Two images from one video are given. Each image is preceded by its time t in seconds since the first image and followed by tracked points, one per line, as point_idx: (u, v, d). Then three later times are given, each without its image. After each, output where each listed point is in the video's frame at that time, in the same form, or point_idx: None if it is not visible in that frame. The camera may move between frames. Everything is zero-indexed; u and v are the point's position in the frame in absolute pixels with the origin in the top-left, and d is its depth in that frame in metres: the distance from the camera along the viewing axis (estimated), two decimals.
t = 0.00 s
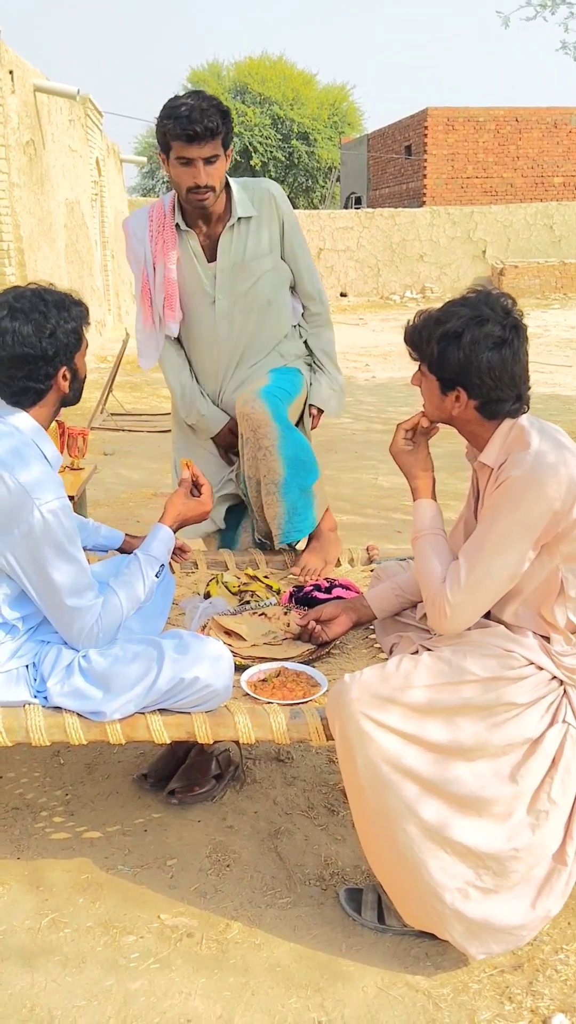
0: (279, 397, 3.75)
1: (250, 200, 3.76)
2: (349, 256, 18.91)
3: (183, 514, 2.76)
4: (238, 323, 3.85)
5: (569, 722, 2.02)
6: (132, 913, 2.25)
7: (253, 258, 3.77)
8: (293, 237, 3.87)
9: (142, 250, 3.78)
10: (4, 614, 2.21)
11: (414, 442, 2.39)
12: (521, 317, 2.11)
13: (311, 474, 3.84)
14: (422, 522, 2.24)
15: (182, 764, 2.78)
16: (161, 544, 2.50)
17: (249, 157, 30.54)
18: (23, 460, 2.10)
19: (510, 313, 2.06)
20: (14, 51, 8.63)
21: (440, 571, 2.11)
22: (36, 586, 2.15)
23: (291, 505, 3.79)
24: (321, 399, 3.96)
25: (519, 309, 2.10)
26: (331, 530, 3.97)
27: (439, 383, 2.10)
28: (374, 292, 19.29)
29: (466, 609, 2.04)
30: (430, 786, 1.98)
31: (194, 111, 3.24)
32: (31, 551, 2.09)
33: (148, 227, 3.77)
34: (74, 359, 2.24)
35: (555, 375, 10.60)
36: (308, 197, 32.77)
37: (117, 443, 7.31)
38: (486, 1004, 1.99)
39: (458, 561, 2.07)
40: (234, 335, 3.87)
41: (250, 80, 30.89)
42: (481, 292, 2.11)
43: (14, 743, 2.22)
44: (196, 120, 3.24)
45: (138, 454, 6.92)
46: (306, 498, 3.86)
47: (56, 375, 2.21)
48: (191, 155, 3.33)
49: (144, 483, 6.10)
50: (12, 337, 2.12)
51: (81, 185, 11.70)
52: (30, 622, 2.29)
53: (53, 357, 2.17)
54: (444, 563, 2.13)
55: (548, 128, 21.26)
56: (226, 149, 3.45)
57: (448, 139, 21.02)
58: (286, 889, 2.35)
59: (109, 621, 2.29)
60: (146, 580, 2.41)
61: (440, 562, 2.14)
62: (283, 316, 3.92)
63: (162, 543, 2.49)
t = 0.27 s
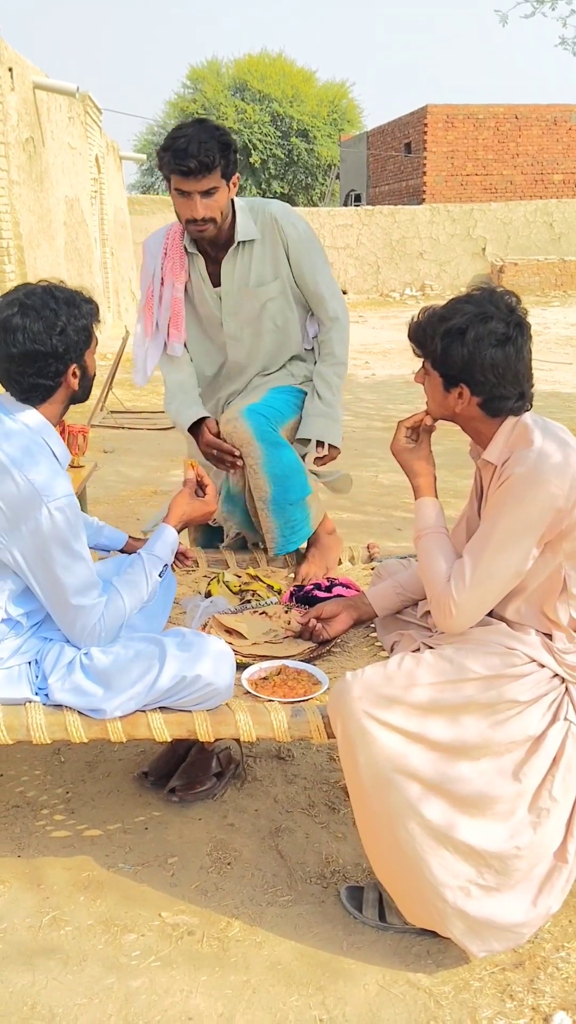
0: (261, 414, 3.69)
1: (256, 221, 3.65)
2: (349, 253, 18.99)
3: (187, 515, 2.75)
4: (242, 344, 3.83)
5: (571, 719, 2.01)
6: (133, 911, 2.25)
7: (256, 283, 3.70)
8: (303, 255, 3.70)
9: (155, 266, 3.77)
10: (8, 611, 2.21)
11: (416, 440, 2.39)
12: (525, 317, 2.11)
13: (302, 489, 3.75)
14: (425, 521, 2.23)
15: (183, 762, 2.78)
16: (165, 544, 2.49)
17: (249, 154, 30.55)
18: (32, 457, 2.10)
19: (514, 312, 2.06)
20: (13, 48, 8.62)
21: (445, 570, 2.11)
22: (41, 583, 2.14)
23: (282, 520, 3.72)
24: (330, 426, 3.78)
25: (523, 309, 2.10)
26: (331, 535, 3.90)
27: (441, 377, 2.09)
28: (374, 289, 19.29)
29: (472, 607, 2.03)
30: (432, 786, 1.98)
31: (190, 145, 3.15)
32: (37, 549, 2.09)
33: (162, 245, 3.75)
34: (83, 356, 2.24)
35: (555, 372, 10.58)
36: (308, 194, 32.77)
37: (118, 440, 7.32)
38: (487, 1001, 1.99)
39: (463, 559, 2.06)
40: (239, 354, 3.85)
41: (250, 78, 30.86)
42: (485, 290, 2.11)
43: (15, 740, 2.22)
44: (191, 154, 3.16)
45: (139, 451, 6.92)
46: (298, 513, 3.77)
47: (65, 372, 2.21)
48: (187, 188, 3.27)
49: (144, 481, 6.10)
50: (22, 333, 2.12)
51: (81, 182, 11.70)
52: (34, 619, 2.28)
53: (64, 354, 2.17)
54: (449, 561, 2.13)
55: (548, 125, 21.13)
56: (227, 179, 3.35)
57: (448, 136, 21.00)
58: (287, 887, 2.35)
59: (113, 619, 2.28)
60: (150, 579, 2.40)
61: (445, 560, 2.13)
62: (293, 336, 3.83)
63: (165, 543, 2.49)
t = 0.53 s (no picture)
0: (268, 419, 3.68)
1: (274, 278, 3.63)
2: (348, 250, 19.02)
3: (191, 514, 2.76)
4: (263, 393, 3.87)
5: (569, 716, 2.01)
6: (132, 909, 2.25)
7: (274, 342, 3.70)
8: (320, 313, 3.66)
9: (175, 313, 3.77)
10: (9, 609, 2.21)
11: (420, 441, 2.39)
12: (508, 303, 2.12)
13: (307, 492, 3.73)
14: (425, 522, 2.23)
15: (182, 759, 2.78)
16: (165, 544, 2.50)
17: (248, 151, 30.53)
18: (37, 456, 2.10)
19: (497, 300, 2.07)
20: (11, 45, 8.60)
21: (448, 569, 2.10)
22: (43, 581, 2.14)
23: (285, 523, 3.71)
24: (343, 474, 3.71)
25: (505, 296, 2.12)
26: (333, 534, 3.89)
27: (442, 380, 2.08)
28: (374, 286, 19.27)
29: (476, 606, 2.02)
30: (430, 782, 1.98)
31: (211, 217, 3.11)
32: (41, 547, 2.09)
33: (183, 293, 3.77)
34: (90, 355, 2.24)
35: (554, 368, 10.55)
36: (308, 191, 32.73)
37: (117, 438, 7.32)
38: (486, 997, 1.99)
39: (466, 558, 2.05)
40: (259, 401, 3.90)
41: (249, 74, 30.81)
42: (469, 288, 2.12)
43: (14, 738, 2.22)
44: (212, 226, 3.11)
45: (138, 449, 6.92)
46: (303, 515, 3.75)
47: (71, 370, 2.21)
48: (209, 259, 3.23)
49: (143, 478, 6.10)
50: (28, 330, 2.12)
51: (80, 179, 11.68)
52: (34, 616, 2.28)
53: (69, 352, 2.17)
54: (452, 560, 2.12)
55: (547, 121, 21.12)
56: (247, 242, 3.32)
57: (447, 133, 20.97)
58: (286, 884, 2.35)
59: (114, 618, 2.28)
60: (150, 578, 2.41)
61: (448, 559, 2.12)
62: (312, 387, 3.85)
63: (165, 542, 2.50)
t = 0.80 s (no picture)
0: (275, 436, 3.68)
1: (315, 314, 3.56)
2: (346, 247, 18.93)
3: (191, 514, 2.73)
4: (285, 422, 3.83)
5: (567, 711, 2.01)
6: (131, 904, 2.25)
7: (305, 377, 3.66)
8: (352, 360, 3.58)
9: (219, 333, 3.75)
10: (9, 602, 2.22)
11: (421, 442, 2.37)
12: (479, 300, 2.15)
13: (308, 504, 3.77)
14: (423, 523, 2.22)
15: (180, 756, 2.78)
16: (168, 544, 2.47)
17: (246, 147, 30.51)
18: (39, 449, 2.11)
19: (471, 298, 2.10)
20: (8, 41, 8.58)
21: (448, 569, 2.08)
22: (43, 576, 2.15)
23: (286, 534, 3.75)
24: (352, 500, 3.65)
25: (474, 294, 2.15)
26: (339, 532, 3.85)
27: (435, 383, 2.09)
28: (372, 283, 19.27)
29: (479, 604, 2.01)
30: (428, 778, 1.98)
31: (272, 244, 3.09)
32: (41, 539, 2.10)
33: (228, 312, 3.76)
34: (95, 352, 2.23)
35: (552, 364, 10.58)
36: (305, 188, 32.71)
37: (115, 435, 7.31)
38: (484, 992, 2.00)
39: (465, 556, 2.04)
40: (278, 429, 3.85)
41: (246, 70, 30.78)
42: (439, 290, 2.15)
43: (11, 735, 2.22)
44: (271, 253, 3.09)
45: (136, 446, 6.91)
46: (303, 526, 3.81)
47: (73, 367, 2.20)
48: (261, 285, 3.21)
49: (141, 476, 6.10)
50: (32, 324, 2.13)
51: (77, 176, 11.66)
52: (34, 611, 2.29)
53: (72, 348, 2.16)
54: (451, 560, 2.10)
55: (545, 118, 21.17)
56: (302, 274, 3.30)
57: (445, 129, 20.96)
58: (284, 879, 2.35)
59: (113, 615, 2.27)
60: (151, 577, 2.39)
61: (448, 559, 2.11)
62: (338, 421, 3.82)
63: (167, 542, 2.47)
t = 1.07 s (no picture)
0: (276, 456, 3.60)
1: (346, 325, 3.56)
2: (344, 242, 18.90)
3: (191, 514, 2.72)
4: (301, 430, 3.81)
5: (564, 704, 2.02)
6: (130, 899, 2.26)
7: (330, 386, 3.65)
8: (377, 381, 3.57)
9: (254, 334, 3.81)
10: (8, 598, 2.23)
11: (419, 441, 2.36)
12: (463, 296, 2.15)
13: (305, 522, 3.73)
14: (418, 521, 2.22)
15: (179, 751, 2.79)
16: (168, 544, 2.49)
17: (243, 143, 30.51)
18: (41, 444, 2.11)
19: (454, 296, 2.10)
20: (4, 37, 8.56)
21: (445, 567, 2.08)
22: (44, 572, 2.15)
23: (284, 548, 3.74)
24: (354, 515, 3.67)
25: (456, 292, 2.15)
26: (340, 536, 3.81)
27: (425, 384, 2.09)
28: (370, 278, 19.25)
29: (476, 602, 2.01)
30: (425, 772, 1.99)
31: (306, 248, 3.12)
32: (42, 536, 2.10)
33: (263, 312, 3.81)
34: (95, 349, 2.22)
35: (550, 359, 10.57)
36: (303, 183, 32.64)
37: (113, 431, 7.31)
38: (483, 985, 2.00)
39: (462, 553, 2.04)
40: (294, 436, 3.84)
41: (244, 66, 30.71)
42: (421, 290, 2.16)
43: (10, 731, 2.23)
44: (305, 256, 3.12)
45: (135, 442, 6.91)
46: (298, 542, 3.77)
47: (73, 364, 2.19)
48: (291, 286, 3.23)
49: (140, 472, 6.10)
50: (31, 319, 2.13)
51: (74, 172, 11.64)
52: (33, 607, 2.30)
53: (71, 344, 2.16)
54: (448, 558, 2.11)
55: (543, 112, 21.15)
56: (334, 282, 3.31)
57: (443, 123, 20.94)
58: (283, 873, 2.36)
59: (112, 612, 2.28)
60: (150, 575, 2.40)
61: (444, 557, 2.11)
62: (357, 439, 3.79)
63: (167, 542, 2.48)
